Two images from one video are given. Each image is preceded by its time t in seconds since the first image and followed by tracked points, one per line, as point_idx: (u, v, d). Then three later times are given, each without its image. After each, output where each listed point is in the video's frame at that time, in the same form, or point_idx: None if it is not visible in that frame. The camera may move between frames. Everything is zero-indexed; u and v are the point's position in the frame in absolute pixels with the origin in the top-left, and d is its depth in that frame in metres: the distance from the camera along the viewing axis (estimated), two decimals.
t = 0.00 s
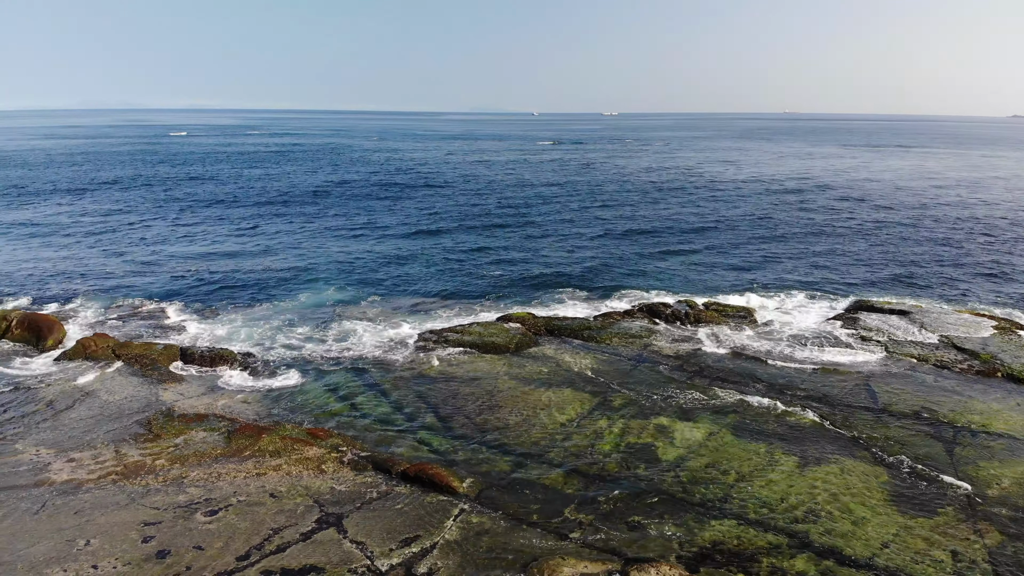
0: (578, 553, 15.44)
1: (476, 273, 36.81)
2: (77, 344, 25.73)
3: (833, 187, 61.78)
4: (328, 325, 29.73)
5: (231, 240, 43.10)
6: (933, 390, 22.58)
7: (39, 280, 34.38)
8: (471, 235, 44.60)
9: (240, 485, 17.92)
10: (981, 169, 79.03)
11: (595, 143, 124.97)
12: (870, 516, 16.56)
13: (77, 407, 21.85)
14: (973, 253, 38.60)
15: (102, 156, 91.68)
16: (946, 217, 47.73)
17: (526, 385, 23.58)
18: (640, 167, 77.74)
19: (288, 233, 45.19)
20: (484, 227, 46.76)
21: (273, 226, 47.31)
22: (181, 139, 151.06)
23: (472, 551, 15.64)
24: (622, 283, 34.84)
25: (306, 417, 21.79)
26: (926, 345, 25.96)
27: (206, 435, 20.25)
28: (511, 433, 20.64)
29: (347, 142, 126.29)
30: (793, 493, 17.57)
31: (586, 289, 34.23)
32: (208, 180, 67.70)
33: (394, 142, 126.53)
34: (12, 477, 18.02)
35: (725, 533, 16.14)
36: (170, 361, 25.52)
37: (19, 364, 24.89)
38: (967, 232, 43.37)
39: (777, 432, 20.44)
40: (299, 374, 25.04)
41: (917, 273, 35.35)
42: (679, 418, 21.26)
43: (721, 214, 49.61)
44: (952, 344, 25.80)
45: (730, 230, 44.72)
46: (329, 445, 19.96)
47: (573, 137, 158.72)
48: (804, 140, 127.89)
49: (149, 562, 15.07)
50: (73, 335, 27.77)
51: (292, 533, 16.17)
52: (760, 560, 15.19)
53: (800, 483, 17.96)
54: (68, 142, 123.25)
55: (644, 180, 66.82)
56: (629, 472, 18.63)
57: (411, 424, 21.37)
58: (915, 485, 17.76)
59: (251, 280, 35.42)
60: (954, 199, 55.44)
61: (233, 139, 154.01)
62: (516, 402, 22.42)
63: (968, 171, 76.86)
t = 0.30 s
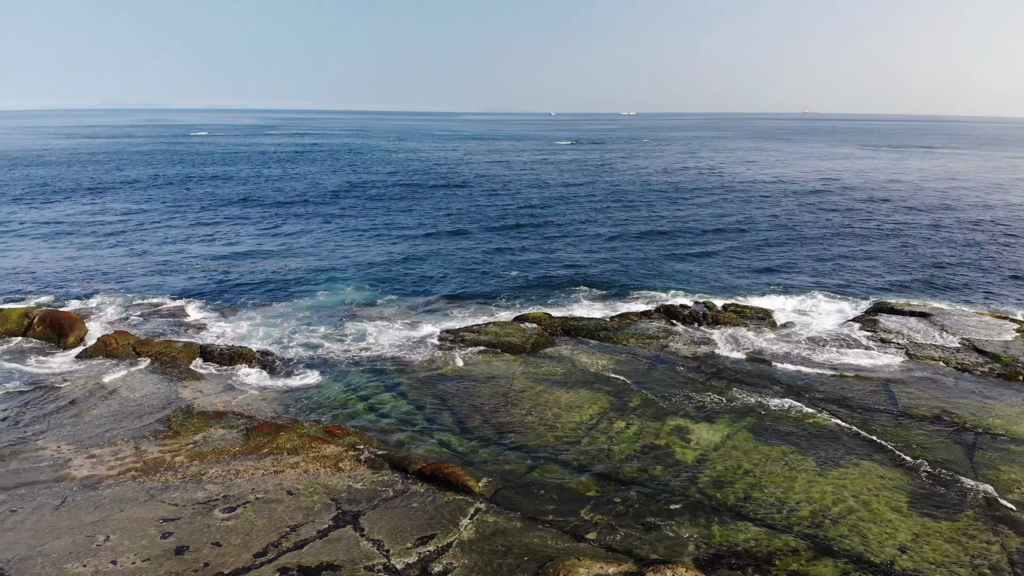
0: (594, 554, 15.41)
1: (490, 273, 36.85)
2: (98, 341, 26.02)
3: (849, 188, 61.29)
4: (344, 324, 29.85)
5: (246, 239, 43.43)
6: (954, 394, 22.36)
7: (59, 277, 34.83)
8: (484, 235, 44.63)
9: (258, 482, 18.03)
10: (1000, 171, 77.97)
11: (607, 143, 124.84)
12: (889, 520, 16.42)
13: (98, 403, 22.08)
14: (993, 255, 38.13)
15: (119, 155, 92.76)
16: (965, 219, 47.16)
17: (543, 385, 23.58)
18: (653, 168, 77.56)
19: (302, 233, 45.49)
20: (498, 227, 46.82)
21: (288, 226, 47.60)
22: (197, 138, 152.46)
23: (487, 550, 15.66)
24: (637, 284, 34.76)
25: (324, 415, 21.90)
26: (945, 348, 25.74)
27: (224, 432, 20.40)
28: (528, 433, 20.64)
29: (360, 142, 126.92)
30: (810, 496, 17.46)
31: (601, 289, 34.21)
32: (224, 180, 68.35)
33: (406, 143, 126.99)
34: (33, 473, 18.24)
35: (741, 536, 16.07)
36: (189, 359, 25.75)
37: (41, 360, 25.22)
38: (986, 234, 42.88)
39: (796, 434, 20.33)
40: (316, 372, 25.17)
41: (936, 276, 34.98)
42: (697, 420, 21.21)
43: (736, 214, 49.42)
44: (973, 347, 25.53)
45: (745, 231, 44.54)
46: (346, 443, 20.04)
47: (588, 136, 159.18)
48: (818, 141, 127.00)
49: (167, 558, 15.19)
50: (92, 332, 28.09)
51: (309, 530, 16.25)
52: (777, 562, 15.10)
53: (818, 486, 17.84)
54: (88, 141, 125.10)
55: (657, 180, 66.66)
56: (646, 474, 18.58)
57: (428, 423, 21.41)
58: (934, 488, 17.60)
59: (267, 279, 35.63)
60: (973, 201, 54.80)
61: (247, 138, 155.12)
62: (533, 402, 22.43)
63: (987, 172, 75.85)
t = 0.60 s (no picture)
0: (609, 556, 15.38)
1: (503, 273, 36.86)
2: (119, 339, 26.28)
3: (865, 189, 60.76)
4: (360, 323, 29.98)
5: (261, 238, 43.72)
6: (974, 397, 22.13)
7: (78, 275, 35.29)
8: (498, 235, 44.67)
9: (275, 480, 18.13)
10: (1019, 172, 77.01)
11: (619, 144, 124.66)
12: (908, 524, 16.26)
13: (117, 400, 22.30)
14: (1012, 258, 37.69)
15: (135, 155, 93.86)
16: (985, 221, 46.62)
17: (560, 386, 23.57)
18: (666, 168, 77.37)
19: (316, 232, 45.77)
20: (512, 227, 46.88)
21: (302, 225, 47.90)
22: (210, 137, 153.98)
23: (503, 550, 15.67)
24: (651, 285, 34.69)
25: (341, 414, 22.00)
26: (966, 351, 25.48)
27: (242, 430, 20.52)
28: (544, 434, 20.65)
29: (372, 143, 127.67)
30: (828, 499, 17.35)
31: (615, 290, 34.16)
32: (238, 179, 68.96)
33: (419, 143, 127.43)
34: (54, 469, 18.46)
35: (758, 538, 15.98)
36: (209, 357, 25.96)
37: (61, 357, 25.55)
38: (1006, 236, 42.36)
39: (814, 437, 20.22)
40: (333, 371, 25.28)
41: (954, 279, 34.64)
42: (714, 422, 21.13)
43: (750, 216, 49.20)
44: (994, 350, 25.27)
45: (759, 232, 44.32)
46: (363, 442, 20.12)
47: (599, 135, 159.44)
48: (834, 142, 126.00)
49: (185, 554, 15.30)
50: (111, 330, 28.37)
51: (326, 528, 16.32)
52: (794, 566, 15.01)
53: (836, 490, 17.70)
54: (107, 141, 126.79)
55: (670, 181, 66.50)
56: (662, 476, 18.53)
57: (445, 423, 21.44)
58: (954, 493, 17.43)
59: (282, 278, 35.84)
60: (992, 203, 54.10)
61: (261, 137, 156.27)
62: (550, 403, 22.43)
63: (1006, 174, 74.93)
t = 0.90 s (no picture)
0: (625, 558, 15.34)
1: (516, 274, 36.89)
2: (139, 337, 26.51)
3: (881, 191, 60.25)
4: (376, 323, 30.10)
5: (275, 238, 44.00)
6: (994, 401, 21.92)
7: (96, 274, 35.70)
8: (510, 236, 44.69)
9: (292, 478, 18.20)
10: None
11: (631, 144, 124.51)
12: (927, 528, 16.12)
13: (136, 398, 22.50)
14: None
15: (150, 154, 94.78)
16: (1003, 223, 46.08)
17: (576, 387, 23.56)
18: (678, 169, 77.12)
19: (330, 232, 45.99)
20: (524, 228, 46.89)
21: (316, 225, 48.15)
22: (224, 136, 155.45)
23: (518, 551, 15.65)
24: (665, 286, 34.62)
25: (358, 413, 22.08)
26: (985, 355, 25.24)
27: (260, 428, 20.64)
28: (561, 434, 20.65)
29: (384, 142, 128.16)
30: (845, 502, 17.23)
31: (629, 291, 34.08)
32: (252, 179, 69.48)
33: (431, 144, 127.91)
34: (74, 465, 18.64)
35: (776, 542, 15.88)
36: (227, 356, 26.14)
37: (81, 354, 25.85)
38: None
39: (832, 439, 20.11)
40: (349, 370, 25.37)
41: (972, 282, 34.30)
42: (731, 424, 21.05)
43: (764, 217, 48.98)
44: (1014, 354, 25.02)
45: (774, 234, 44.07)
46: (379, 440, 20.19)
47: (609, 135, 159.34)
48: (850, 142, 125.03)
49: (203, 551, 15.38)
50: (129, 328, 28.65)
51: (342, 526, 16.38)
52: (812, 569, 14.92)
53: (853, 493, 17.60)
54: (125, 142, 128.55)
55: (683, 182, 66.33)
56: (678, 477, 18.48)
57: (462, 422, 21.47)
58: (974, 497, 17.27)
59: (296, 277, 36.03)
60: (1010, 205, 53.45)
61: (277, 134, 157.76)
62: (567, 403, 22.43)
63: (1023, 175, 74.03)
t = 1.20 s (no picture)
0: (641, 560, 15.30)
1: (530, 274, 36.92)
2: (158, 335, 26.78)
3: (896, 192, 59.78)
4: (391, 322, 30.22)
5: (289, 237, 44.26)
6: (1015, 405, 21.68)
7: (114, 272, 36.12)
8: (523, 236, 44.72)
9: (309, 476, 18.30)
10: None
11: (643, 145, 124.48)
12: (946, 533, 15.97)
13: (155, 395, 22.70)
14: None
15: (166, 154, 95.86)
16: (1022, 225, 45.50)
17: (593, 388, 23.55)
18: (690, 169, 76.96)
19: (343, 232, 46.22)
20: (537, 228, 46.93)
21: (330, 224, 48.42)
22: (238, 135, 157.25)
23: (534, 551, 15.64)
24: (679, 287, 34.55)
25: (374, 412, 22.18)
26: (1005, 359, 24.98)
27: (278, 426, 20.76)
28: (577, 435, 20.64)
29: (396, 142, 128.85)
30: (863, 506, 17.11)
31: (643, 291, 34.02)
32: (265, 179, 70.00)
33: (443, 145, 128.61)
34: (94, 461, 18.83)
35: (792, 545, 15.79)
36: (246, 354, 26.34)
37: (101, 351, 26.17)
38: None
39: (850, 442, 20.00)
40: (365, 370, 25.47)
41: (990, 285, 33.95)
42: (749, 426, 20.97)
43: (779, 218, 48.76)
44: None
45: (789, 235, 43.87)
46: (396, 439, 20.27)
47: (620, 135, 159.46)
48: (864, 142, 124.30)
49: (220, 548, 15.49)
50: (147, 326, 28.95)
51: (358, 524, 16.44)
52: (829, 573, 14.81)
53: (871, 496, 17.48)
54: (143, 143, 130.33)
55: (695, 183, 66.17)
56: (695, 479, 18.43)
57: (479, 422, 21.52)
58: (994, 502, 17.10)
59: (311, 277, 36.24)
60: None
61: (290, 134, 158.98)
62: (584, 404, 22.43)
63: None
